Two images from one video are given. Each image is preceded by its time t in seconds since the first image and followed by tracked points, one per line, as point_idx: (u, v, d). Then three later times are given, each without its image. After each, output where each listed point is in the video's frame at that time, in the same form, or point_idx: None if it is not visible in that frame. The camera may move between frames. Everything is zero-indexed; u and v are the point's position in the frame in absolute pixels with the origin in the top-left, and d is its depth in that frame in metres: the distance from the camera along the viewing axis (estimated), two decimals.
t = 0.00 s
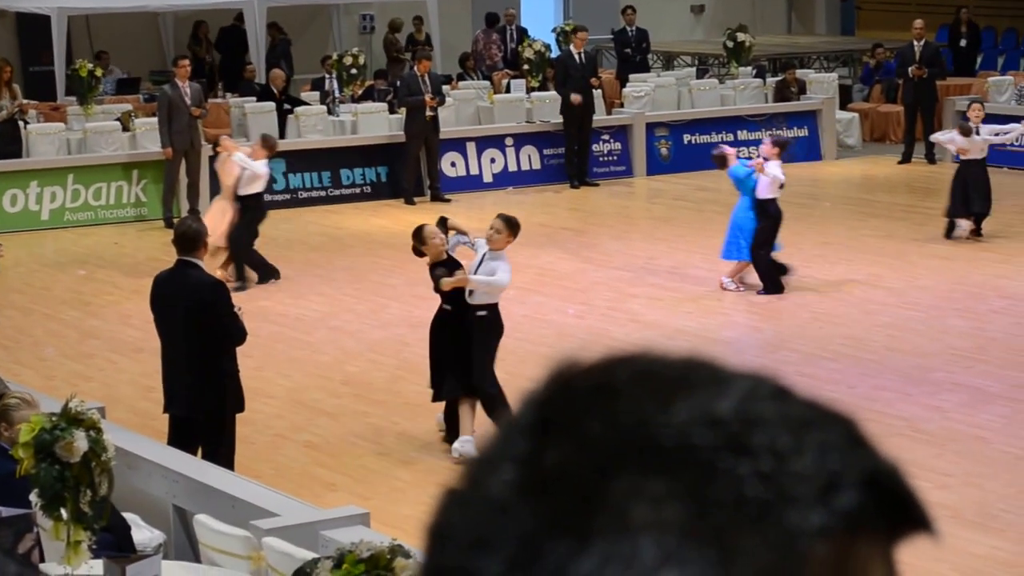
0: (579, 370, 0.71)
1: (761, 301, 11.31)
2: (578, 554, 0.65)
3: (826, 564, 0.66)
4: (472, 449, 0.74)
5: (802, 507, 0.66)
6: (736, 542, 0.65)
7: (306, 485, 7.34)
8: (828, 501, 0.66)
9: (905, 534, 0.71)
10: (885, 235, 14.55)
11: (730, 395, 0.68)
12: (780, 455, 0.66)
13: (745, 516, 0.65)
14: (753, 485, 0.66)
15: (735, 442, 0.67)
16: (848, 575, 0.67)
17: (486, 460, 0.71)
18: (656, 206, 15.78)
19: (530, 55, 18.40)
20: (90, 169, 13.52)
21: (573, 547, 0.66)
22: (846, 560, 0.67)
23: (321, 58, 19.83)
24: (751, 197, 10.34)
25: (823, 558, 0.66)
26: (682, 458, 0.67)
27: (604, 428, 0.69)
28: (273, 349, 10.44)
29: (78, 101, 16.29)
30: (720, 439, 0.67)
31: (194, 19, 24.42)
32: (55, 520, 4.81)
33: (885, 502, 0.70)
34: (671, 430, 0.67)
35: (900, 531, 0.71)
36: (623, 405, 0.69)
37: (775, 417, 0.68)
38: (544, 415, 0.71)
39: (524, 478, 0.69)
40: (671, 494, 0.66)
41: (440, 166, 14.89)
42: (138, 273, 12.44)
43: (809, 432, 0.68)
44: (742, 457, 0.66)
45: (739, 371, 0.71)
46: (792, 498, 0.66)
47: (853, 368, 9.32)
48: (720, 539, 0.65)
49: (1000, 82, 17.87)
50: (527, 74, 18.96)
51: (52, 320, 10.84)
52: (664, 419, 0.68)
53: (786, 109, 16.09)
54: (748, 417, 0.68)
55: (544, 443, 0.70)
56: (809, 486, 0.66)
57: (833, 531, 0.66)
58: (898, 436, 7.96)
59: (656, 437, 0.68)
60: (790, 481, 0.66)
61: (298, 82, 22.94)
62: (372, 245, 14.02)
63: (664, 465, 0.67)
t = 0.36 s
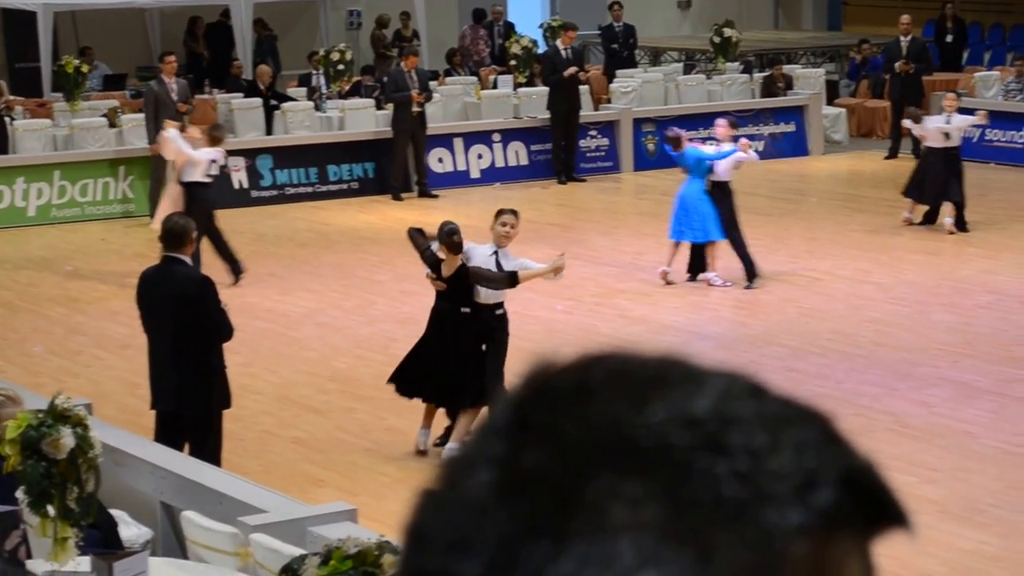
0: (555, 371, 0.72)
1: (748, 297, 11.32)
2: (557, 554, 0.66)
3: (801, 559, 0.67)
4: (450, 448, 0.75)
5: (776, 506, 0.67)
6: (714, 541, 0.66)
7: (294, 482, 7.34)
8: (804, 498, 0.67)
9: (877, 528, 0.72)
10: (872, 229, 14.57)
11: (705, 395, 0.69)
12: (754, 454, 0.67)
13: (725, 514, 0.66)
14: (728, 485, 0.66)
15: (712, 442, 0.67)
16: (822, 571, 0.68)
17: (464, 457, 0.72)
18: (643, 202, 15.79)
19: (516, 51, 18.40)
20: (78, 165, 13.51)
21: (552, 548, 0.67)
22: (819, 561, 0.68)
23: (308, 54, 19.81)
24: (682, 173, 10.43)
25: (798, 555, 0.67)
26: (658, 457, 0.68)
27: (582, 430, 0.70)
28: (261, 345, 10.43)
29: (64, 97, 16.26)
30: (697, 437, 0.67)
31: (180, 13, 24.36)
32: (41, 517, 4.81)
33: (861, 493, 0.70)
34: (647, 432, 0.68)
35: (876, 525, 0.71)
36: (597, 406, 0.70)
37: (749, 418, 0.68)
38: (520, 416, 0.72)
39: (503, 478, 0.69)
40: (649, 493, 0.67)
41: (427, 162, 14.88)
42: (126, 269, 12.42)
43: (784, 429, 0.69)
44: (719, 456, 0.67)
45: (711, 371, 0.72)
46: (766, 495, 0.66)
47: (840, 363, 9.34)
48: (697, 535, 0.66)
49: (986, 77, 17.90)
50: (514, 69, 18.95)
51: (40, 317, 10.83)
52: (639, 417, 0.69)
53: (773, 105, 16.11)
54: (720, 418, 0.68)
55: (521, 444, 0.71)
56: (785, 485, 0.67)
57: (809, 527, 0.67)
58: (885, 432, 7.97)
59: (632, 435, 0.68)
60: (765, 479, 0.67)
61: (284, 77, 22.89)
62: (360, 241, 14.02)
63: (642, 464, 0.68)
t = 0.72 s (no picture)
0: (539, 363, 0.70)
1: (734, 292, 11.33)
2: (541, 551, 0.64)
3: (789, 555, 0.64)
4: (432, 446, 0.73)
5: (766, 499, 0.64)
6: (704, 532, 0.63)
7: (280, 478, 7.33)
8: (793, 491, 0.64)
9: (864, 517, 0.69)
10: (859, 224, 14.58)
11: (692, 386, 0.67)
12: (742, 447, 0.64)
13: (712, 504, 0.64)
14: (716, 478, 0.64)
15: (696, 435, 0.65)
16: (810, 567, 0.65)
17: (446, 454, 0.69)
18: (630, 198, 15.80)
19: (504, 47, 18.40)
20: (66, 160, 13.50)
21: (538, 546, 0.64)
22: (811, 558, 0.65)
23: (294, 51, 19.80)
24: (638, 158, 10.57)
25: (785, 547, 0.65)
26: (640, 449, 0.65)
27: (565, 422, 0.67)
28: (248, 341, 10.43)
29: (51, 94, 16.25)
30: (683, 431, 0.65)
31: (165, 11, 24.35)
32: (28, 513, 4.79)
33: (850, 488, 0.68)
34: (627, 423, 0.66)
35: (863, 516, 0.69)
36: (584, 398, 0.68)
37: (736, 408, 0.66)
38: (505, 409, 0.69)
39: (486, 473, 0.67)
40: (636, 486, 0.65)
41: (414, 158, 14.89)
42: (113, 265, 12.42)
43: (772, 422, 0.66)
44: (704, 447, 0.65)
45: (695, 359, 0.69)
46: (755, 490, 0.64)
47: (827, 359, 9.34)
48: (682, 528, 0.64)
49: (972, 72, 17.92)
50: (501, 64, 18.95)
51: (27, 313, 10.82)
52: (623, 410, 0.66)
53: (760, 100, 16.12)
54: (707, 408, 0.66)
55: (502, 439, 0.68)
56: (775, 476, 0.64)
57: (798, 519, 0.65)
58: (872, 426, 7.97)
59: (615, 426, 0.66)
60: (756, 471, 0.64)
61: (273, 74, 22.92)
62: (347, 236, 14.01)
63: (626, 458, 0.65)
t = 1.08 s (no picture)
0: (533, 359, 0.69)
1: (724, 287, 11.34)
2: (536, 543, 0.63)
3: (784, 552, 0.63)
4: (424, 441, 0.71)
5: (764, 492, 0.63)
6: (695, 530, 0.62)
7: (271, 474, 7.33)
8: (788, 485, 0.63)
9: (860, 511, 0.68)
10: (848, 218, 14.61)
11: (685, 380, 0.66)
12: (738, 444, 0.63)
13: (708, 500, 0.63)
14: (711, 474, 0.63)
15: (694, 429, 0.64)
16: (805, 561, 0.64)
17: (442, 447, 0.68)
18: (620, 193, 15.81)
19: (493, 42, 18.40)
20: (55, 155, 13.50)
21: (535, 544, 0.63)
22: (808, 549, 0.64)
23: (284, 46, 19.80)
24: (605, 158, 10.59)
25: (784, 541, 0.64)
26: (638, 444, 0.64)
27: (562, 415, 0.66)
28: (238, 336, 10.43)
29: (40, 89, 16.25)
30: (681, 426, 0.64)
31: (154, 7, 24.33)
32: (18, 509, 4.77)
33: (844, 480, 0.67)
34: (624, 417, 0.65)
35: (862, 516, 0.68)
36: (586, 392, 0.67)
37: (732, 402, 0.65)
38: (499, 409, 0.68)
39: (484, 468, 0.66)
40: (631, 481, 0.63)
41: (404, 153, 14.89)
42: (103, 261, 12.41)
43: (778, 420, 0.65)
44: (700, 444, 0.64)
45: (698, 356, 0.68)
46: (751, 482, 0.63)
47: (817, 353, 9.35)
48: (676, 519, 0.62)
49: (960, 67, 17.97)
50: (490, 59, 18.96)
51: (17, 309, 10.82)
52: (619, 406, 0.65)
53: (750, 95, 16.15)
54: (704, 403, 0.65)
55: (495, 435, 0.67)
56: (769, 469, 0.63)
57: (795, 513, 0.64)
58: (862, 420, 7.98)
59: (614, 421, 0.65)
60: (751, 465, 0.63)
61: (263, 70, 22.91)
62: (337, 231, 14.02)
63: (620, 450, 0.64)
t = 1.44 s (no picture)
0: (533, 348, 0.68)
1: (720, 283, 11.34)
2: (530, 520, 0.62)
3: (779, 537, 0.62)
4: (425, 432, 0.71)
5: (758, 478, 0.62)
6: (690, 508, 0.61)
7: (268, 469, 7.33)
8: (782, 470, 0.63)
9: (859, 507, 0.67)
10: (844, 213, 14.61)
11: (687, 369, 0.65)
12: (736, 424, 0.63)
13: (706, 479, 0.62)
14: (708, 456, 0.62)
15: (690, 414, 0.63)
16: (799, 547, 0.63)
17: (445, 439, 0.67)
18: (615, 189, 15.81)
19: (489, 37, 18.40)
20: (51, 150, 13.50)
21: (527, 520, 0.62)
22: (801, 532, 0.63)
23: (279, 42, 19.79)
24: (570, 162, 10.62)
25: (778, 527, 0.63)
26: (634, 427, 0.63)
27: (561, 401, 0.66)
28: (234, 332, 10.42)
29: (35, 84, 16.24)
30: (677, 408, 0.63)
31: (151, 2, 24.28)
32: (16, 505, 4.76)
33: (841, 467, 0.67)
34: (626, 405, 0.64)
35: (863, 509, 0.67)
36: (584, 379, 0.66)
37: (734, 389, 0.64)
38: (503, 398, 0.68)
39: (481, 455, 0.65)
40: (627, 464, 0.62)
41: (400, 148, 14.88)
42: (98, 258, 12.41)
43: (776, 403, 0.64)
44: (696, 427, 0.63)
45: (702, 345, 0.68)
46: (750, 465, 0.62)
47: (813, 348, 9.35)
48: (669, 497, 0.62)
49: (956, 62, 17.97)
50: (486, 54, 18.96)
51: (13, 304, 10.81)
52: (618, 394, 0.64)
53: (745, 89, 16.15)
54: (704, 390, 0.64)
55: (498, 420, 0.66)
56: (768, 454, 0.62)
57: (788, 499, 0.63)
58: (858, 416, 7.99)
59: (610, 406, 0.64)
60: (749, 448, 0.62)
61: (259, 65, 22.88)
62: (333, 227, 14.01)
63: (617, 434, 0.64)
